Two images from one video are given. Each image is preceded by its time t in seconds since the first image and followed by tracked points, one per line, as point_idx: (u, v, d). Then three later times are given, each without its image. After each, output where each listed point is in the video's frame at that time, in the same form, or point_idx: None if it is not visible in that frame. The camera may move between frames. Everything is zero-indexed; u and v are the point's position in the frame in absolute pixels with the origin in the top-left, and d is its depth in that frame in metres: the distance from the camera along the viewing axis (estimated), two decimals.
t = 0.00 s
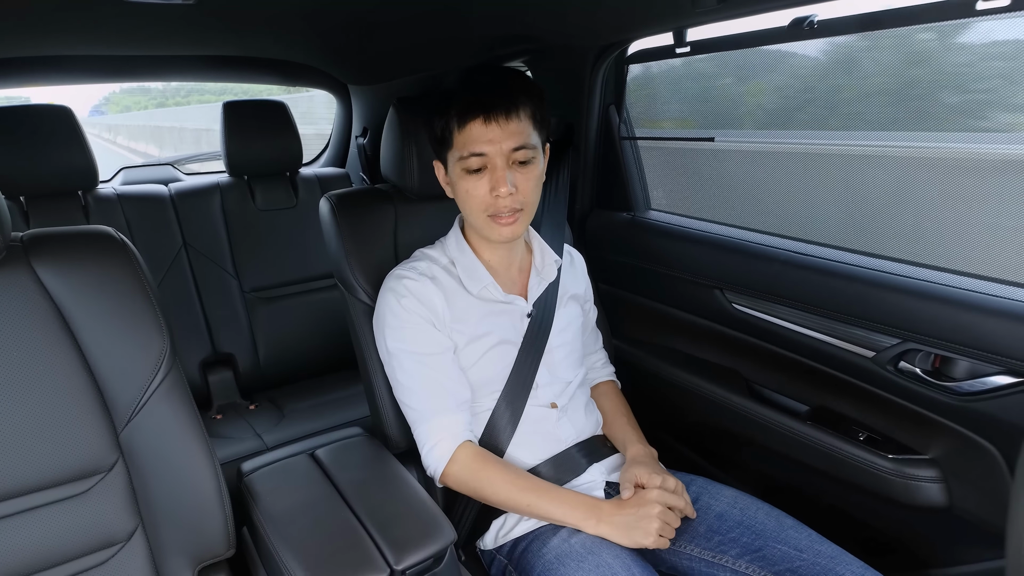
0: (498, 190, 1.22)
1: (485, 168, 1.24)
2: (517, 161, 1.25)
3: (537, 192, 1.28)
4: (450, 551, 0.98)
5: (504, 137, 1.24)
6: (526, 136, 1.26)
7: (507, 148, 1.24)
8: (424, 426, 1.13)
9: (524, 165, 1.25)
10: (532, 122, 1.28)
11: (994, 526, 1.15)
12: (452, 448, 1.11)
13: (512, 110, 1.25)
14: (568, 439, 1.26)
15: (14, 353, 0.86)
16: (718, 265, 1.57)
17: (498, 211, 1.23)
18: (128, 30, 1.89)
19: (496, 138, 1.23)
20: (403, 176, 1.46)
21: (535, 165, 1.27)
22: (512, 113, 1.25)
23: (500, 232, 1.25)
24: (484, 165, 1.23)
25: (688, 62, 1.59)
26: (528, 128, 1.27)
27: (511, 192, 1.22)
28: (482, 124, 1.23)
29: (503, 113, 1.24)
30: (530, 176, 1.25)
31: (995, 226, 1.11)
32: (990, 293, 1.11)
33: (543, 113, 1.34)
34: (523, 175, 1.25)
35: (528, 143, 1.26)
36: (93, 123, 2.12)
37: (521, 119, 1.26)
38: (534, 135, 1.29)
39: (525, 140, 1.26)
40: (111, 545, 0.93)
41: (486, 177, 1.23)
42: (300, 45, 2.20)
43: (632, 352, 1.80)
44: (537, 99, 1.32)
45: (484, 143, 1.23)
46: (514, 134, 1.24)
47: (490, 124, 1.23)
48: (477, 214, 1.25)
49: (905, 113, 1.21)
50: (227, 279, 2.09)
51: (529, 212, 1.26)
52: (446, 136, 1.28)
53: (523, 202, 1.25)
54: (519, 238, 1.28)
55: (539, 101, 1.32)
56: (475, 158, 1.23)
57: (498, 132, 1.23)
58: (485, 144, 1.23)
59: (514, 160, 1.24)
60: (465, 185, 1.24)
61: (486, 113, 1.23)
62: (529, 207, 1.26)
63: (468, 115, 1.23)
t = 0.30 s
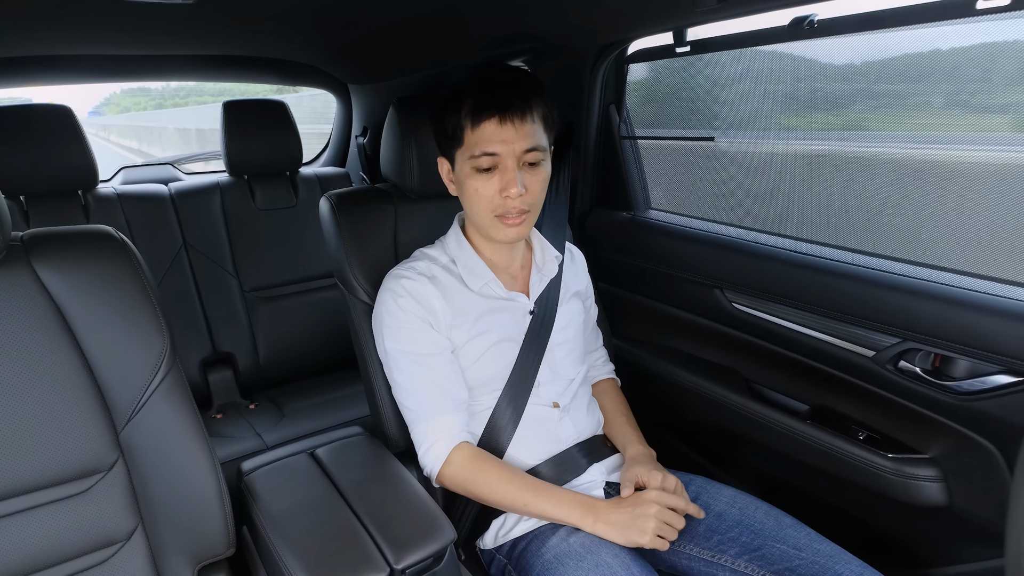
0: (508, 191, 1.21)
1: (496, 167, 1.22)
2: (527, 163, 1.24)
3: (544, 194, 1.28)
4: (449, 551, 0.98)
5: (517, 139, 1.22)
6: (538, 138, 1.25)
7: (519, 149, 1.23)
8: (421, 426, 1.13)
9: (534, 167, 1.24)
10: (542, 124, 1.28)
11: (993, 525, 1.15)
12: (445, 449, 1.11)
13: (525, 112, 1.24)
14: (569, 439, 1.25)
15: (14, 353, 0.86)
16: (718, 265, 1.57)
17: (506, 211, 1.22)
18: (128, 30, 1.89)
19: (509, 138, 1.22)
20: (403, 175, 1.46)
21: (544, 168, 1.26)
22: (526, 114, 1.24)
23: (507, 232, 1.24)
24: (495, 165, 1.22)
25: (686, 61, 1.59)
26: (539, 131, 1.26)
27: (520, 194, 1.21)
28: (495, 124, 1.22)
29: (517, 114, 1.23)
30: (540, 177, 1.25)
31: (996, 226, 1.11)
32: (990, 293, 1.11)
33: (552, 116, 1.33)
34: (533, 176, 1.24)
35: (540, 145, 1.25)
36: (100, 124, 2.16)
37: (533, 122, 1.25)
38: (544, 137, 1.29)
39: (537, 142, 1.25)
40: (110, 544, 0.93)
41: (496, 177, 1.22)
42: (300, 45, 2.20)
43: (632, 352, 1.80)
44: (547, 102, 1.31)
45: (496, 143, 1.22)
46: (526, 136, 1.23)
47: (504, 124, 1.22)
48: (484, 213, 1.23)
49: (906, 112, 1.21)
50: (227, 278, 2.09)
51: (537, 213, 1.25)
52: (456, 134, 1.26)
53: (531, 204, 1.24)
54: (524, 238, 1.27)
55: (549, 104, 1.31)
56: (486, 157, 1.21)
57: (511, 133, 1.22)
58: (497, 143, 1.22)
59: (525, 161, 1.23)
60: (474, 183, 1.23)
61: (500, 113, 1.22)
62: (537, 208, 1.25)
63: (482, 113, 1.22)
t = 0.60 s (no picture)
0: (537, 211, 1.10)
1: (532, 186, 1.10)
2: (562, 182, 1.12)
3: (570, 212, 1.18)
4: (449, 552, 0.98)
5: (558, 157, 1.10)
6: (579, 159, 1.14)
7: (558, 168, 1.10)
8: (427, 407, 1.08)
9: (567, 187, 1.13)
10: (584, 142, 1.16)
11: (993, 527, 1.15)
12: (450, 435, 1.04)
13: (573, 132, 1.11)
14: (570, 445, 1.25)
15: (14, 355, 0.86)
16: (719, 266, 1.57)
17: (529, 229, 1.12)
18: (129, 31, 1.90)
19: (551, 158, 1.09)
20: (403, 176, 1.45)
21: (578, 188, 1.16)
22: (573, 134, 1.11)
23: (527, 248, 1.15)
24: (531, 182, 1.10)
25: (687, 62, 1.59)
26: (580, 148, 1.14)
27: (549, 215, 1.11)
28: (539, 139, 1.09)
29: (564, 133, 1.10)
30: (570, 199, 1.15)
31: (996, 227, 1.11)
32: (990, 294, 1.11)
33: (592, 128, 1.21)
34: (564, 197, 1.13)
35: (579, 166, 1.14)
36: (95, 123, 2.14)
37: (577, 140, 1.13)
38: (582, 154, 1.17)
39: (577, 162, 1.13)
40: (110, 546, 0.93)
41: (527, 193, 1.10)
42: (300, 46, 2.20)
43: (633, 353, 1.80)
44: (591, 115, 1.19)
45: (537, 160, 1.09)
46: (568, 155, 1.11)
47: (549, 143, 1.09)
48: (506, 226, 1.13)
49: (907, 113, 1.20)
50: (227, 279, 2.09)
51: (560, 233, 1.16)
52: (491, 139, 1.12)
53: (557, 224, 1.14)
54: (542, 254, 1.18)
55: (593, 119, 1.19)
56: (522, 173, 1.09)
57: (553, 150, 1.09)
58: (538, 162, 1.09)
59: (561, 182, 1.12)
60: (503, 196, 1.11)
61: (548, 130, 1.08)
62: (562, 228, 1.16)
63: (528, 127, 1.08)
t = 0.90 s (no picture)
0: (577, 208, 1.00)
1: (571, 182, 1.01)
2: (604, 178, 1.02)
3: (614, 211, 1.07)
4: (450, 552, 0.98)
5: (599, 150, 1.00)
6: (622, 152, 1.04)
7: (599, 163, 1.01)
8: (482, 423, 0.91)
9: (610, 183, 1.03)
10: (629, 137, 1.06)
11: (994, 526, 1.15)
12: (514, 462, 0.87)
13: (615, 123, 1.02)
14: (579, 451, 1.24)
15: (15, 355, 0.86)
16: (719, 266, 1.57)
17: (568, 228, 1.03)
18: (128, 31, 1.90)
19: (592, 150, 1.00)
20: (403, 176, 1.45)
21: (621, 184, 1.06)
22: (616, 125, 1.02)
23: (565, 249, 1.05)
24: (570, 178, 1.01)
25: (686, 62, 1.59)
26: (625, 143, 1.05)
27: (590, 213, 1.01)
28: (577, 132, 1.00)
29: (606, 123, 1.01)
30: (613, 196, 1.05)
31: (997, 227, 1.11)
32: (990, 294, 1.11)
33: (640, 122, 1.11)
34: (607, 194, 1.03)
35: (623, 159, 1.04)
36: (93, 124, 2.15)
37: (620, 133, 1.03)
38: (628, 149, 1.07)
39: (620, 157, 1.03)
40: (110, 546, 0.93)
41: (566, 190, 1.01)
42: (300, 46, 2.20)
43: (633, 353, 1.80)
44: (637, 108, 1.09)
45: (576, 153, 1.00)
46: (611, 149, 1.01)
47: (589, 134, 1.01)
48: (545, 225, 1.04)
49: (907, 114, 1.20)
50: (227, 279, 2.09)
51: (603, 233, 1.06)
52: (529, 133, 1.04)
53: (599, 223, 1.04)
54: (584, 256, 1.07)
55: (638, 110, 1.09)
56: (561, 168, 1.00)
57: (594, 143, 1.00)
58: (577, 155, 1.00)
59: (603, 176, 1.02)
60: (540, 193, 1.02)
61: (588, 121, 1.00)
62: (604, 227, 1.06)
63: (566, 118, 1.00)
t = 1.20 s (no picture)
0: (605, 216, 0.97)
1: (598, 188, 0.97)
2: (632, 183, 0.99)
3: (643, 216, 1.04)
4: (451, 552, 0.98)
5: (627, 154, 0.97)
6: (651, 154, 1.00)
7: (627, 167, 0.97)
8: (522, 445, 0.85)
9: (639, 188, 1.00)
10: (658, 138, 1.02)
11: (995, 525, 1.15)
12: (563, 488, 0.81)
13: (643, 124, 0.98)
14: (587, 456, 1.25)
15: (15, 355, 0.86)
16: (720, 265, 1.56)
17: (596, 237, 1.00)
18: (129, 31, 1.90)
19: (619, 154, 0.96)
20: (404, 175, 1.45)
21: (651, 188, 1.02)
22: (644, 126, 0.98)
23: (592, 258, 1.02)
24: (597, 184, 0.97)
25: (688, 62, 1.60)
26: (653, 145, 1.01)
27: (618, 220, 0.97)
28: (603, 135, 0.97)
29: (634, 125, 0.97)
30: (642, 201, 1.01)
31: (996, 226, 1.11)
32: (991, 293, 1.11)
33: (670, 121, 1.07)
34: (636, 199, 1.00)
35: (652, 162, 1.00)
36: (91, 123, 2.10)
37: (648, 135, 0.99)
38: (657, 151, 1.03)
39: (649, 161, 0.99)
40: (111, 545, 0.93)
41: (593, 197, 0.98)
42: (300, 46, 2.20)
43: (633, 352, 1.80)
44: (666, 107, 1.05)
45: (602, 158, 0.96)
46: (639, 152, 0.98)
47: (615, 137, 0.97)
48: (570, 234, 1.01)
49: (906, 114, 1.21)
50: (228, 279, 2.09)
51: (631, 240, 1.03)
52: (552, 138, 1.01)
53: (628, 230, 1.00)
54: (612, 264, 1.04)
55: (668, 109, 1.05)
56: (587, 174, 0.96)
57: (620, 147, 0.97)
58: (604, 160, 0.96)
59: (631, 181, 0.98)
60: (565, 200, 0.99)
61: (614, 123, 0.96)
62: (633, 233, 1.03)
63: (591, 121, 0.97)
